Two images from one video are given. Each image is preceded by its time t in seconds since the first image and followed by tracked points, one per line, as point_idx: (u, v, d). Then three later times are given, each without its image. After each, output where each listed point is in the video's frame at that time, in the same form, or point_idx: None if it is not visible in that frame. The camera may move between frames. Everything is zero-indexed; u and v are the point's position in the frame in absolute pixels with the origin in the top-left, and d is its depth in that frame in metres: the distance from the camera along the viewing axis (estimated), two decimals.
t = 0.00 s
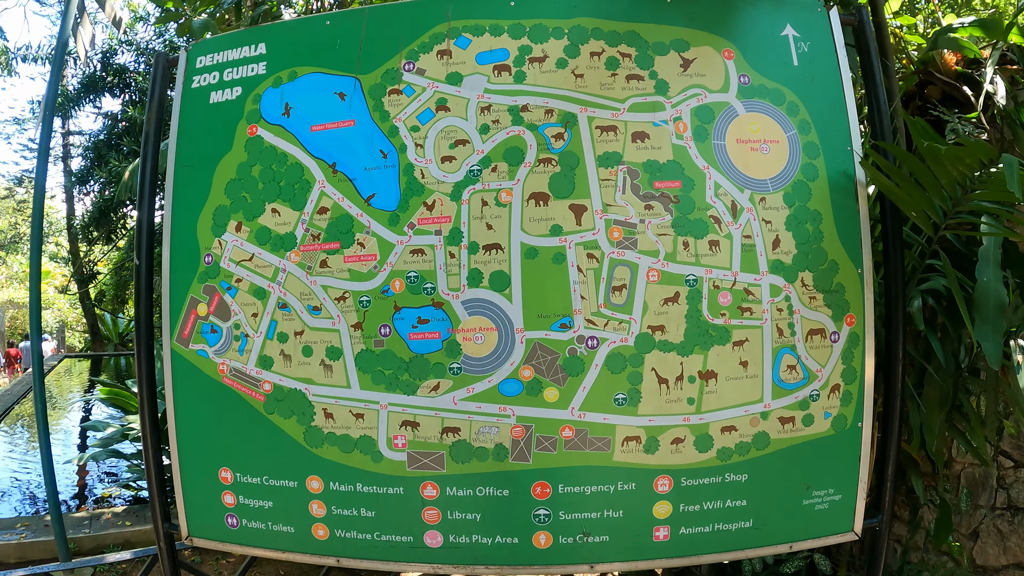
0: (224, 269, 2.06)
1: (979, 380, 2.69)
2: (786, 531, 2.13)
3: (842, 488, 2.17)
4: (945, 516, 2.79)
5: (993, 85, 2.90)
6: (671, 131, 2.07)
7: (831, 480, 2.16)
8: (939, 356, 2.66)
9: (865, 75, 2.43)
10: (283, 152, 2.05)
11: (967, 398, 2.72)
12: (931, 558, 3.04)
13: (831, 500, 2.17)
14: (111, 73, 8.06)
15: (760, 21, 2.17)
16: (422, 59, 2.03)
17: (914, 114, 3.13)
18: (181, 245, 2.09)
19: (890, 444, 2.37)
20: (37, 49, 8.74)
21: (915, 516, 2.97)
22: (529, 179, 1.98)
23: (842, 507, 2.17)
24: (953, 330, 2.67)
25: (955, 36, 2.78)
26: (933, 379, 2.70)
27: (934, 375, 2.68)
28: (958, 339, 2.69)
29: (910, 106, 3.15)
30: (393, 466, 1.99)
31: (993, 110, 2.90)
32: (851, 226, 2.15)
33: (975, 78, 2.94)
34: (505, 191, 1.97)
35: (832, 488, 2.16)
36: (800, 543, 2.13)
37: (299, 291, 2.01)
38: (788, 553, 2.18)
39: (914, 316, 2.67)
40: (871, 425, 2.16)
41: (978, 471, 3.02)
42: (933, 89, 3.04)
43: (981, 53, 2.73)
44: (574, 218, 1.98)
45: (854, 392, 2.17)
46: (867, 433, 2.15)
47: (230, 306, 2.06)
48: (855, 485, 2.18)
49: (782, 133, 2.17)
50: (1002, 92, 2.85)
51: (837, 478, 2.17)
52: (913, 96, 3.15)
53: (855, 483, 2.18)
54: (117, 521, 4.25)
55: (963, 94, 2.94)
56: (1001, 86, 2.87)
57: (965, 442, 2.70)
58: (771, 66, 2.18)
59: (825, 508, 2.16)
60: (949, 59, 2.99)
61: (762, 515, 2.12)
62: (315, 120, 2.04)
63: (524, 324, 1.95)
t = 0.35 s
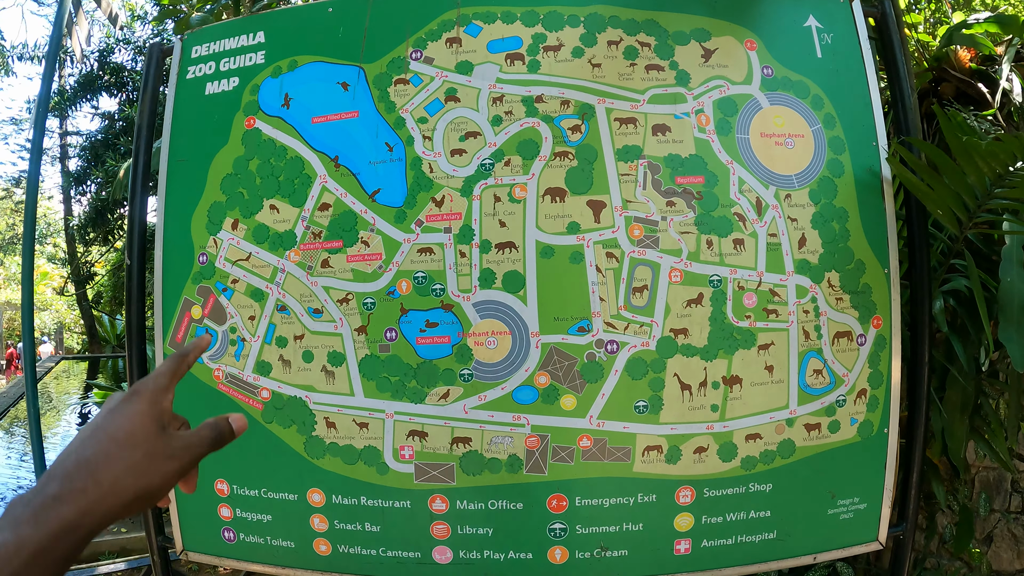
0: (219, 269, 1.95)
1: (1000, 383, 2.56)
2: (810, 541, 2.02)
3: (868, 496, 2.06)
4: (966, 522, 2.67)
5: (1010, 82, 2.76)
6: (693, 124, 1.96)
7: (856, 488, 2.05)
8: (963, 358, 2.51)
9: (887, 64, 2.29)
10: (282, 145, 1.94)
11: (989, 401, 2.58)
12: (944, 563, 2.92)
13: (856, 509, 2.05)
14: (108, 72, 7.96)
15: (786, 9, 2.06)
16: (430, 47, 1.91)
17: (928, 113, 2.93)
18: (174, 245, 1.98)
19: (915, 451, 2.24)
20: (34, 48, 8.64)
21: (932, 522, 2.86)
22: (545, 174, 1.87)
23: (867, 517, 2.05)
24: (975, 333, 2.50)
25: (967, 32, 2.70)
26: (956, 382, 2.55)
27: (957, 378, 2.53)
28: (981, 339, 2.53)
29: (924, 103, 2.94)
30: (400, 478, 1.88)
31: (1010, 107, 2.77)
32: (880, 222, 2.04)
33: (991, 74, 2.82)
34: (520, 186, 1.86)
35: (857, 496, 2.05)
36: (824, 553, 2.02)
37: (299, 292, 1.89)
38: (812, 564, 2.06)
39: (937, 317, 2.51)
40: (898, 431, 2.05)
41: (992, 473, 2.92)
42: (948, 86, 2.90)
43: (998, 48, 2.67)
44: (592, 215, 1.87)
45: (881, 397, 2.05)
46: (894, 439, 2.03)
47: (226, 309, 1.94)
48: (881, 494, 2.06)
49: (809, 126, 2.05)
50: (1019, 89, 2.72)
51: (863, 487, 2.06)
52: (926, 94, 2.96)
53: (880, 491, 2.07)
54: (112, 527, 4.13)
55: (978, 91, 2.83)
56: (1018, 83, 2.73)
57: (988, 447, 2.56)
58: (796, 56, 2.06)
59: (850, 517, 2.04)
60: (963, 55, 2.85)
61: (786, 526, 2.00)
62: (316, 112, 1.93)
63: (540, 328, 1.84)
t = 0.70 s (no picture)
0: (208, 268, 1.88)
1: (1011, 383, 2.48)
2: (819, 548, 1.94)
3: (878, 501, 1.98)
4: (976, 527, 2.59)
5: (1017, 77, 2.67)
6: (700, 116, 1.88)
7: (866, 492, 1.97)
8: (974, 358, 2.43)
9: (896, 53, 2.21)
10: (273, 139, 1.87)
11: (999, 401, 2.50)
12: (949, 566, 2.85)
13: (866, 515, 1.97)
14: (104, 70, 7.90)
15: None
16: (426, 37, 1.84)
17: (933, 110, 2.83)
18: (162, 243, 1.91)
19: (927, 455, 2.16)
20: (29, 46, 8.58)
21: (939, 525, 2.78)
22: (546, 168, 1.80)
23: (878, 522, 1.98)
24: (985, 331, 2.42)
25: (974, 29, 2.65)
26: (966, 382, 2.47)
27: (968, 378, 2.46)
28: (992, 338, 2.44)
29: (929, 100, 2.86)
30: (395, 484, 1.81)
31: (1017, 103, 2.67)
32: (893, 218, 1.96)
33: (998, 70, 2.73)
34: (519, 180, 1.79)
35: (867, 501, 1.97)
36: (833, 560, 1.94)
37: (290, 291, 1.82)
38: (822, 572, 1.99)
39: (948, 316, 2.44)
40: (910, 435, 1.97)
41: (999, 475, 2.85)
42: (953, 82, 2.80)
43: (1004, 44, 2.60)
44: (595, 211, 1.80)
45: (892, 399, 1.98)
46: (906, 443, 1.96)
47: (215, 309, 1.87)
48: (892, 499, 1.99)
49: (820, 119, 1.98)
50: None
51: (873, 492, 1.98)
52: (931, 90, 2.86)
53: (890, 495, 1.99)
54: (105, 530, 4.06)
55: (984, 87, 2.73)
56: None
57: (999, 450, 2.48)
58: (807, 46, 1.99)
59: (860, 523, 1.97)
60: (969, 51, 2.78)
61: (795, 533, 1.92)
62: (308, 104, 1.86)
63: (541, 329, 1.76)
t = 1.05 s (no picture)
0: (201, 268, 1.86)
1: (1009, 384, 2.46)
2: (816, 550, 1.93)
3: (875, 502, 1.97)
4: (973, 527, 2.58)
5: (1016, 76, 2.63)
6: (696, 116, 1.87)
7: (863, 493, 1.96)
8: (972, 358, 2.41)
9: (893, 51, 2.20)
10: (267, 138, 1.85)
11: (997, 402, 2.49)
12: (948, 566, 2.85)
13: (863, 516, 1.97)
14: (101, 69, 7.88)
15: None
16: (421, 35, 1.83)
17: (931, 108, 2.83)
18: (156, 243, 1.90)
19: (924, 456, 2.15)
20: (26, 45, 8.56)
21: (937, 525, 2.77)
22: (542, 167, 1.78)
23: (874, 524, 1.97)
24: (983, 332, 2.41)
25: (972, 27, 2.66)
26: (964, 383, 2.46)
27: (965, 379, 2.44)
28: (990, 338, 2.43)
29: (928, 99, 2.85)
30: (390, 486, 1.80)
31: (1015, 103, 2.65)
32: (891, 218, 1.95)
33: (997, 69, 2.71)
34: (515, 179, 1.78)
35: (864, 502, 1.96)
36: (830, 562, 1.93)
37: (284, 291, 1.81)
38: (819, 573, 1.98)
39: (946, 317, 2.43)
40: (908, 435, 1.97)
41: (997, 476, 2.83)
42: (951, 81, 2.79)
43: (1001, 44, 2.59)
44: (591, 210, 1.78)
45: (890, 400, 1.97)
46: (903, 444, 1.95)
47: (208, 309, 1.86)
48: (889, 500, 1.98)
49: (817, 118, 1.97)
50: None
51: (870, 493, 1.98)
52: (930, 89, 2.87)
53: (887, 497, 1.98)
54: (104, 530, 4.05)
55: (983, 86, 2.72)
56: None
57: (997, 451, 2.47)
58: (804, 46, 1.98)
59: (857, 525, 1.96)
60: (969, 50, 2.76)
61: (792, 533, 1.91)
62: (302, 103, 1.84)
63: (536, 329, 1.75)
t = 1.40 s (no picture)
0: (201, 263, 1.84)
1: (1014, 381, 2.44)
2: (824, 547, 1.91)
3: (882, 499, 1.95)
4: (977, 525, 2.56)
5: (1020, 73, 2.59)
6: (703, 108, 1.85)
7: (871, 490, 1.94)
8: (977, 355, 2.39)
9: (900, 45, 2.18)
10: (268, 131, 1.83)
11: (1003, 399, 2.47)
12: (951, 564, 2.84)
13: (870, 513, 1.95)
14: (100, 66, 7.85)
15: None
16: (425, 27, 1.80)
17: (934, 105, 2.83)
18: (156, 239, 1.87)
19: (931, 454, 2.13)
20: (25, 42, 8.53)
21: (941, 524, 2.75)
22: (546, 160, 1.76)
23: (882, 521, 1.95)
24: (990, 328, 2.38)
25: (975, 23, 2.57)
26: (969, 379, 2.44)
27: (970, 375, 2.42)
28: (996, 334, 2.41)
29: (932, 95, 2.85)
30: (393, 483, 1.77)
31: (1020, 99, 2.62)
32: (899, 212, 1.93)
33: (1000, 66, 2.67)
34: (519, 172, 1.75)
35: (871, 499, 1.94)
36: (837, 559, 1.91)
37: (285, 286, 1.78)
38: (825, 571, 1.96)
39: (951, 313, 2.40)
40: (915, 432, 1.95)
41: (1000, 473, 2.82)
42: (954, 78, 2.77)
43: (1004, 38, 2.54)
44: (596, 204, 1.76)
45: (898, 396, 1.95)
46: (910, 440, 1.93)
47: (208, 304, 1.83)
48: (897, 497, 1.96)
49: (825, 111, 1.95)
50: None
51: (877, 490, 1.96)
52: (934, 85, 2.86)
53: (895, 494, 1.96)
54: (102, 528, 4.00)
55: (987, 82, 2.67)
56: None
57: (1002, 448, 2.45)
58: (812, 38, 1.95)
59: (863, 522, 1.94)
60: (972, 47, 2.72)
61: (799, 530, 1.89)
62: (304, 95, 1.82)
63: (541, 324, 1.73)
